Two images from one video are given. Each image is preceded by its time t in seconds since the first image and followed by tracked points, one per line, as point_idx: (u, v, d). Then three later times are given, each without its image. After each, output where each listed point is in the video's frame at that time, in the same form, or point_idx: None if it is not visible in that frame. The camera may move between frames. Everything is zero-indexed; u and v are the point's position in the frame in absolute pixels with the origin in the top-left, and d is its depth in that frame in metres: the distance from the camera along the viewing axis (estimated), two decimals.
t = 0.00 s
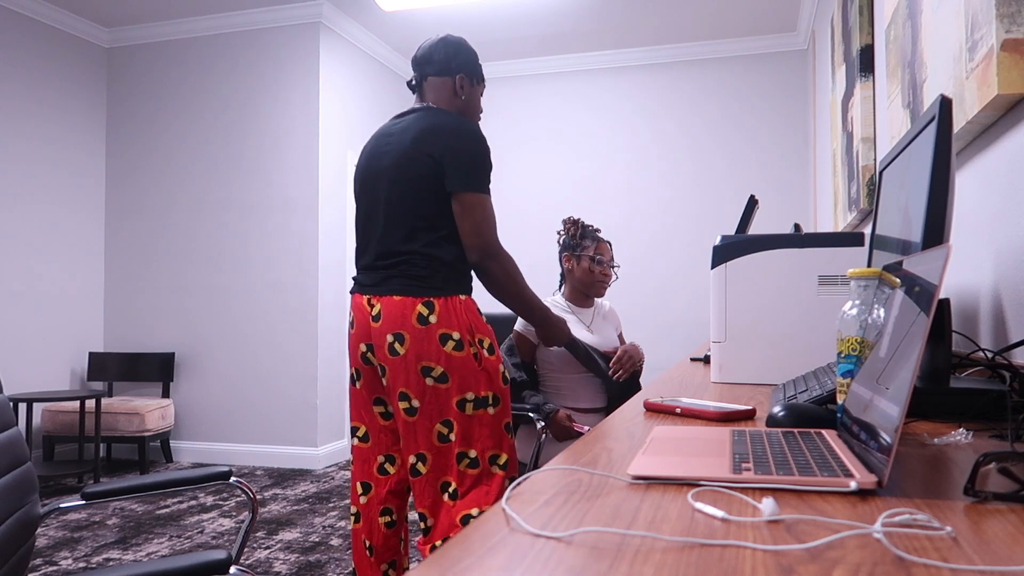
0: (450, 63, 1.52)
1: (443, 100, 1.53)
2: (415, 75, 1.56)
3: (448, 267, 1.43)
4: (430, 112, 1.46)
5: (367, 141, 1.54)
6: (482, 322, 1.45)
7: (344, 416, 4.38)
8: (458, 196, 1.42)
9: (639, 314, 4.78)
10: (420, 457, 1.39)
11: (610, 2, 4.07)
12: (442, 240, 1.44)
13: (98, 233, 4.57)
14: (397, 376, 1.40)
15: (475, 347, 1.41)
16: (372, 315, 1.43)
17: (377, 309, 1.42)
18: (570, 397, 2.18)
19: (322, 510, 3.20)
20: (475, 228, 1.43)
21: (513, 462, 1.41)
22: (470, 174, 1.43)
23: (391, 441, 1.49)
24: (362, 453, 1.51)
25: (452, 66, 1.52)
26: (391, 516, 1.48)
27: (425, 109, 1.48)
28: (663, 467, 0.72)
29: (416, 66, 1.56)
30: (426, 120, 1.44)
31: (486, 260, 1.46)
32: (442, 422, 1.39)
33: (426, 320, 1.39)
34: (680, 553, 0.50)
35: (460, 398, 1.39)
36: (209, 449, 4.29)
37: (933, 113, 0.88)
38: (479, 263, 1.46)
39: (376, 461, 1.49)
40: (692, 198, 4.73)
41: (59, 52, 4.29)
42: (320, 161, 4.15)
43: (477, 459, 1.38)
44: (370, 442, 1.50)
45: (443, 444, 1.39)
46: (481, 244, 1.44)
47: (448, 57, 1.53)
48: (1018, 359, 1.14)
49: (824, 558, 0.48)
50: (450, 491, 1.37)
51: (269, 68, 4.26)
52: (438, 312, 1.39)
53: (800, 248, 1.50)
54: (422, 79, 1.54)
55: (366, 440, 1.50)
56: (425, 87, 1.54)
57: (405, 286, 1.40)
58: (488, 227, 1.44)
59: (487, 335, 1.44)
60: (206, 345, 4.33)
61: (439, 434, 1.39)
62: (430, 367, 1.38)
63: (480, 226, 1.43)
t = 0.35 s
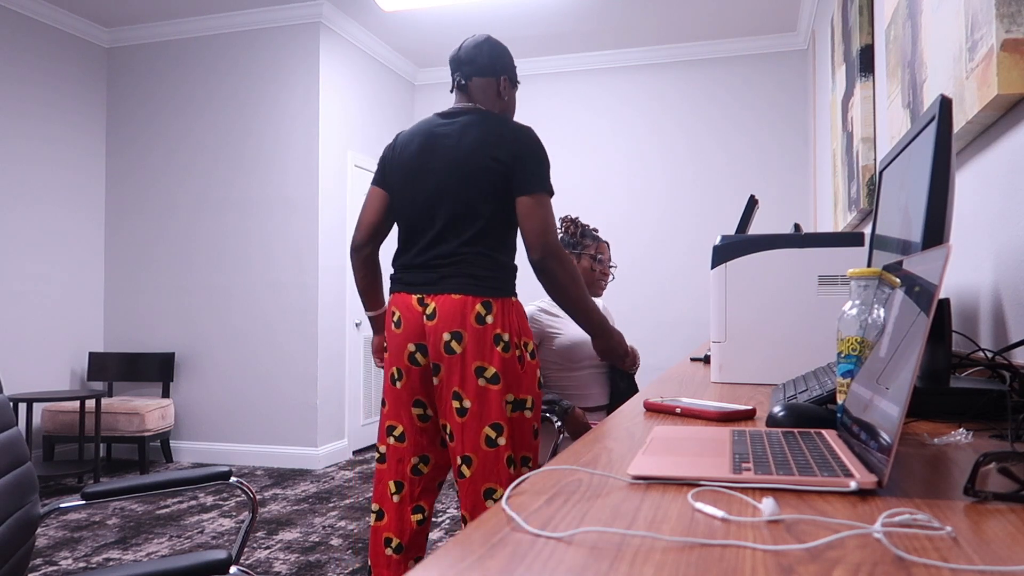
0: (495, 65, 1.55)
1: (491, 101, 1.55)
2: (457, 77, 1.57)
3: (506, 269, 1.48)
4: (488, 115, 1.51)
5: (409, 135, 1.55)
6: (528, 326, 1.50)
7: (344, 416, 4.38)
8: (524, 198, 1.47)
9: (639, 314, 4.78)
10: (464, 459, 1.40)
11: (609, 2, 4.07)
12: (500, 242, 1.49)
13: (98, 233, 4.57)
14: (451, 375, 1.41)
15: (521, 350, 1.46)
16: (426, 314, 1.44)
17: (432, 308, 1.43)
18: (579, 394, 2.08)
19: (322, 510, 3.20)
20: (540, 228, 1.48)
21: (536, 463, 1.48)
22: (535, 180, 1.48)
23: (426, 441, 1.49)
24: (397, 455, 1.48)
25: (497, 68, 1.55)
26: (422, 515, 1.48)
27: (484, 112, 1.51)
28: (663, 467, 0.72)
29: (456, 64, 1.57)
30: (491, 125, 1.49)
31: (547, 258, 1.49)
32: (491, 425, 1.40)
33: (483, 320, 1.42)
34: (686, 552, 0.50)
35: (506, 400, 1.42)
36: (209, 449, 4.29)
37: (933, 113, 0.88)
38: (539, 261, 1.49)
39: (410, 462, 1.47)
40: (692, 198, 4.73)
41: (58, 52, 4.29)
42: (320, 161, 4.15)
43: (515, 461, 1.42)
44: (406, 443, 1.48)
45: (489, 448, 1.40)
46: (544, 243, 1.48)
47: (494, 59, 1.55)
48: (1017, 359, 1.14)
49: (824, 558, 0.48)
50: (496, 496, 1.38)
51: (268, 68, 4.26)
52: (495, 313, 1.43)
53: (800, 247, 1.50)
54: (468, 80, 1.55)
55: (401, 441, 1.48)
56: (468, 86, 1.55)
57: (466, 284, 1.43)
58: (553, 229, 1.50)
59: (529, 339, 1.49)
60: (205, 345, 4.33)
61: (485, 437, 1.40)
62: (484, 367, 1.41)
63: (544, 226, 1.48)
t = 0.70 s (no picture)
0: (524, 62, 1.53)
1: (516, 100, 1.55)
2: (485, 71, 1.55)
3: (539, 271, 1.49)
4: (514, 114, 1.50)
5: (434, 135, 1.54)
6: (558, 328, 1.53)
7: (344, 416, 4.38)
8: (550, 202, 1.45)
9: (639, 314, 4.78)
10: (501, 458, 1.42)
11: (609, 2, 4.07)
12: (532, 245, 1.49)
13: (98, 233, 4.57)
14: (490, 376, 1.43)
15: (554, 352, 1.49)
16: (465, 317, 1.45)
17: (470, 311, 1.44)
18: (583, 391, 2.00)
19: (322, 510, 3.20)
20: (561, 236, 1.46)
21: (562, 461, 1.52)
22: (564, 180, 1.47)
23: (464, 439, 1.50)
24: (436, 454, 1.47)
25: (527, 67, 1.54)
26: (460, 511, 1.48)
27: (512, 112, 1.50)
28: (663, 467, 0.72)
29: (483, 60, 1.56)
30: (521, 126, 1.48)
31: (563, 265, 1.48)
32: (527, 426, 1.43)
33: (523, 322, 1.44)
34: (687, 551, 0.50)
35: (542, 400, 1.44)
36: (209, 449, 4.29)
37: (933, 113, 0.88)
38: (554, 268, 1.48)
39: (450, 460, 1.47)
40: (692, 198, 4.73)
41: (58, 52, 4.29)
42: (320, 160, 4.15)
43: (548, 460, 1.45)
44: (445, 442, 1.48)
45: (522, 447, 1.43)
46: (561, 251, 1.46)
47: (525, 57, 1.54)
48: (1017, 359, 1.14)
49: (824, 558, 0.48)
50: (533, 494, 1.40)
51: (268, 68, 4.26)
52: (534, 316, 1.45)
53: (799, 247, 1.50)
54: (496, 76, 1.54)
55: (441, 440, 1.48)
56: (495, 83, 1.54)
57: (502, 288, 1.44)
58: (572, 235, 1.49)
59: (559, 340, 1.52)
60: (205, 345, 4.33)
61: (521, 437, 1.42)
62: (523, 369, 1.43)
63: (563, 236, 1.46)
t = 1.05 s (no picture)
0: (539, 63, 1.55)
1: (529, 101, 1.56)
2: (499, 71, 1.55)
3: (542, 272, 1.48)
4: (520, 116, 1.50)
5: (442, 138, 1.55)
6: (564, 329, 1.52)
7: (344, 416, 4.38)
8: (550, 198, 1.44)
9: (639, 315, 4.78)
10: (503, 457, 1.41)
11: (609, 2, 4.07)
12: (535, 246, 1.48)
13: (98, 233, 4.57)
14: (492, 376, 1.43)
15: (557, 353, 1.48)
16: (468, 317, 1.45)
17: (474, 311, 1.45)
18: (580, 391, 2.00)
19: (322, 510, 3.20)
20: (561, 233, 1.43)
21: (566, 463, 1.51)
22: (568, 180, 1.46)
23: (470, 439, 1.50)
24: (440, 452, 1.48)
25: (540, 68, 1.56)
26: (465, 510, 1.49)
27: (520, 114, 1.50)
28: (662, 467, 0.72)
29: (495, 60, 1.57)
30: (527, 126, 1.48)
31: (563, 265, 1.44)
32: (529, 427, 1.42)
33: (526, 323, 1.43)
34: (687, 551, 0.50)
35: (546, 401, 1.44)
36: (209, 449, 4.29)
37: (933, 113, 0.88)
38: (554, 267, 1.44)
39: (455, 459, 1.48)
40: (692, 198, 4.73)
41: (58, 52, 4.29)
42: (320, 160, 4.15)
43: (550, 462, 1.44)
44: (451, 440, 1.49)
45: (525, 448, 1.42)
46: (562, 249, 1.43)
47: (538, 58, 1.55)
48: (1018, 359, 1.14)
49: (824, 558, 0.48)
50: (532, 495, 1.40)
51: (268, 68, 4.26)
52: (537, 316, 1.44)
53: (799, 247, 1.50)
54: (511, 76, 1.55)
55: (447, 438, 1.49)
56: (509, 82, 1.55)
57: (506, 289, 1.44)
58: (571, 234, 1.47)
59: (564, 342, 1.51)
60: (205, 345, 4.33)
61: (523, 437, 1.42)
62: (526, 369, 1.43)
63: (562, 233, 1.43)
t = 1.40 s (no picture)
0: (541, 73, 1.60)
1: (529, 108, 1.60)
2: (507, 75, 1.57)
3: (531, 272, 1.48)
4: (512, 120, 1.51)
5: (439, 142, 1.57)
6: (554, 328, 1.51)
7: (345, 416, 4.38)
8: (541, 197, 1.44)
9: (639, 315, 4.78)
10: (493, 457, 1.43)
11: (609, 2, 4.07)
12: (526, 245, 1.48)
13: (98, 233, 4.57)
14: (478, 377, 1.44)
15: (546, 352, 1.47)
16: (455, 319, 1.47)
17: (460, 314, 1.46)
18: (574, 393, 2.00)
19: (322, 510, 3.20)
20: (551, 231, 1.42)
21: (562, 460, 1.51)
22: (557, 181, 1.46)
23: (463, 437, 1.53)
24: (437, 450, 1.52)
25: (541, 78, 1.61)
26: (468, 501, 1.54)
27: (514, 118, 1.52)
28: (662, 467, 0.72)
29: (498, 65, 1.59)
30: (519, 128, 1.48)
31: (553, 263, 1.43)
32: (517, 427, 1.43)
33: (510, 324, 1.43)
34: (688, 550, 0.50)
35: (534, 401, 1.43)
36: (209, 449, 4.29)
37: (933, 113, 0.88)
38: (544, 266, 1.43)
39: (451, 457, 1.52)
40: (692, 198, 4.73)
41: (58, 52, 4.29)
42: (320, 160, 4.15)
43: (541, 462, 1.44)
44: (446, 439, 1.52)
45: (515, 448, 1.42)
46: (553, 247, 1.42)
47: (539, 70, 1.60)
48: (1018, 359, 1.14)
49: (824, 558, 0.48)
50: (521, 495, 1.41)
51: (268, 68, 4.26)
52: (521, 316, 1.43)
53: (800, 247, 1.50)
54: (517, 82, 1.57)
55: (442, 438, 1.53)
56: (515, 87, 1.57)
57: (492, 290, 1.44)
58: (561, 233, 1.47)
59: (555, 340, 1.49)
60: (205, 345, 4.33)
61: (512, 437, 1.42)
62: (512, 369, 1.43)
63: (553, 231, 1.43)
